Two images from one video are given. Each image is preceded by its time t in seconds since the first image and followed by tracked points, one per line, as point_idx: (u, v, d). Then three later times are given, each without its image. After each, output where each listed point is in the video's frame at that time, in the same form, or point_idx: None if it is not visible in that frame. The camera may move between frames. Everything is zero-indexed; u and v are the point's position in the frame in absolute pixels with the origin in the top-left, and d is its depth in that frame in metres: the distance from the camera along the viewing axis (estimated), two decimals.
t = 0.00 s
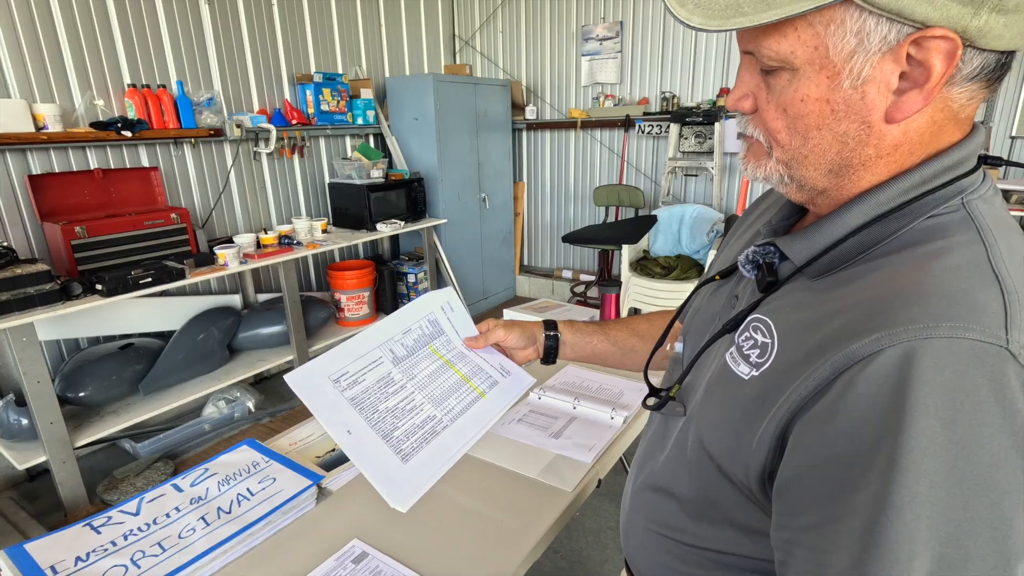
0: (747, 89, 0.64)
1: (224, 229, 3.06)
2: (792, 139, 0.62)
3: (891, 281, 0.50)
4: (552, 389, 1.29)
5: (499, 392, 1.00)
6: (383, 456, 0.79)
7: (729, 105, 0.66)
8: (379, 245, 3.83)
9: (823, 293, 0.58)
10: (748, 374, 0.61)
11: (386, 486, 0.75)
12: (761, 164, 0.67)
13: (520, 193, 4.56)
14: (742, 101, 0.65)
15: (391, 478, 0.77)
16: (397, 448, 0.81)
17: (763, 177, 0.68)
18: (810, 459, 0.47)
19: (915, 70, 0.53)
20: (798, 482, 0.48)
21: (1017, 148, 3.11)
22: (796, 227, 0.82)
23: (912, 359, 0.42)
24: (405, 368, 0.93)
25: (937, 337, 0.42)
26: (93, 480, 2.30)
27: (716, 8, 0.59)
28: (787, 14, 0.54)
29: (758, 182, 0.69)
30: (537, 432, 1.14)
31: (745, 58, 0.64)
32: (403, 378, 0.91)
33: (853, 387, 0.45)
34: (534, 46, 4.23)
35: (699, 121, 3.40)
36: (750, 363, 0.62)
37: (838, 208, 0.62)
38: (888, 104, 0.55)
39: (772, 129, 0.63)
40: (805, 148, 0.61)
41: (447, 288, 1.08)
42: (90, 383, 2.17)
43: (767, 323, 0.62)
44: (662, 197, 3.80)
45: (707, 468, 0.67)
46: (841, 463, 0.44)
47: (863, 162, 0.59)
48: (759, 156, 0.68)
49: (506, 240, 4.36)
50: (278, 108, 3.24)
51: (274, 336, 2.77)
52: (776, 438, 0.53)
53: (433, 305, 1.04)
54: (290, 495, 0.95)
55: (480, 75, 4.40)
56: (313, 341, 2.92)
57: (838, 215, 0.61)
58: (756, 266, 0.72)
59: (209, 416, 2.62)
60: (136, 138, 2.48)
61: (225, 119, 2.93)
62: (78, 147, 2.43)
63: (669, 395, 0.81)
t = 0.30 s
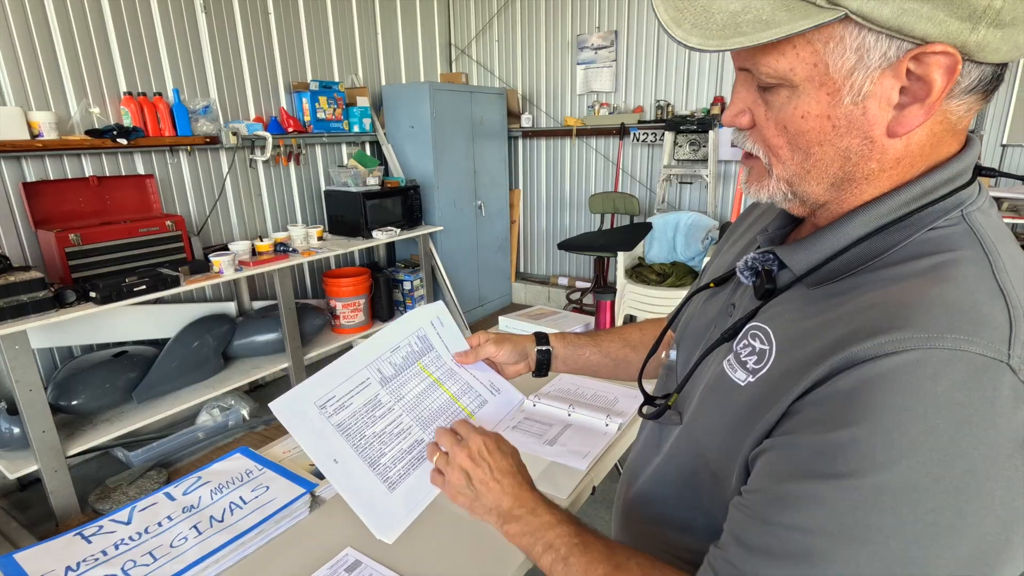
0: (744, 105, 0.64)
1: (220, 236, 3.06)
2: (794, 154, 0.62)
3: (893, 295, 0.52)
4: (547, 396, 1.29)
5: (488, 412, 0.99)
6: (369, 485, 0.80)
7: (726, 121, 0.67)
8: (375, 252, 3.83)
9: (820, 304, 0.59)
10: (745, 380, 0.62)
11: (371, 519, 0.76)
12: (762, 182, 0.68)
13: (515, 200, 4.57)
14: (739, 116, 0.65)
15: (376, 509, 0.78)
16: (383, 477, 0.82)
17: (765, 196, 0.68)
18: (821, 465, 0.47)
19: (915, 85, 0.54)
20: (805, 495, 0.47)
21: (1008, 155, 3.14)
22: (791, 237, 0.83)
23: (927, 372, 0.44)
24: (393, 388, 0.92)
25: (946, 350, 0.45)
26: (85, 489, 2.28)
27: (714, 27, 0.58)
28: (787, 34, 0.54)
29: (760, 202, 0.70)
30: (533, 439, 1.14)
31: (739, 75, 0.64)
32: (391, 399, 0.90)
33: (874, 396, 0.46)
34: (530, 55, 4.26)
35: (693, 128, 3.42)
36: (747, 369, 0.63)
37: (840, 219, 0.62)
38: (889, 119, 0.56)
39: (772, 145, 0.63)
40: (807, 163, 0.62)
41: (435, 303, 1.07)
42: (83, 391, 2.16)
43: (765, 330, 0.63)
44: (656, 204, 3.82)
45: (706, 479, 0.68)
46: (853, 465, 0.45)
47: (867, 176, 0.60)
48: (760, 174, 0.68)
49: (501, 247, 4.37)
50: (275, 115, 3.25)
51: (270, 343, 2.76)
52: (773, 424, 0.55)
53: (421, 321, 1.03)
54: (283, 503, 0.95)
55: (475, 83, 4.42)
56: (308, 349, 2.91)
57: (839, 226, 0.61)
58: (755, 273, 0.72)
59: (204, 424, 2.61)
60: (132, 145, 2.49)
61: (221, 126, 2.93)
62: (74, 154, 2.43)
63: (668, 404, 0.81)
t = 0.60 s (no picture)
0: (743, 111, 0.64)
1: (216, 242, 3.06)
2: (790, 162, 0.62)
3: (880, 298, 0.53)
4: (543, 403, 1.29)
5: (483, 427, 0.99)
6: (360, 501, 0.80)
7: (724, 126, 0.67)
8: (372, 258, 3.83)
9: (806, 303, 0.60)
10: (725, 375, 0.64)
11: (361, 535, 0.77)
12: (758, 188, 0.68)
13: (512, 207, 4.58)
14: (738, 122, 0.65)
15: (366, 526, 0.78)
16: (375, 492, 0.82)
17: (760, 202, 0.69)
18: (775, 427, 0.50)
19: (912, 97, 0.55)
20: (754, 452, 0.50)
21: (1001, 162, 3.17)
22: (789, 243, 0.83)
23: (891, 365, 0.46)
24: (388, 402, 0.91)
25: (909, 346, 0.46)
26: (79, 497, 2.26)
27: (715, 33, 0.58)
28: (787, 42, 0.55)
29: (754, 207, 0.70)
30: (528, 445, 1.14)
31: (738, 80, 0.64)
32: (386, 413, 0.90)
33: (836, 380, 0.47)
34: (526, 62, 4.29)
35: (689, 135, 3.44)
36: (728, 364, 0.64)
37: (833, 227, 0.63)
38: (885, 130, 0.57)
39: (768, 152, 0.64)
40: (803, 170, 0.62)
41: (434, 314, 1.05)
42: (78, 399, 2.15)
43: (750, 329, 0.64)
44: (653, 211, 3.83)
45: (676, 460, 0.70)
46: (801, 432, 0.48)
47: (861, 186, 0.61)
48: (755, 179, 0.68)
49: (498, 253, 4.37)
50: (272, 122, 3.25)
51: (267, 350, 2.75)
52: (750, 389, 0.58)
53: (418, 332, 1.01)
54: (278, 511, 0.94)
55: (472, 90, 4.44)
56: (304, 355, 2.91)
57: (831, 234, 0.62)
58: (749, 275, 0.73)
59: (199, 431, 2.60)
60: (129, 151, 2.49)
61: (218, 133, 2.94)
62: (70, 161, 2.43)
63: (659, 403, 0.81)
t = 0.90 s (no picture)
0: (735, 118, 0.65)
1: (213, 248, 3.05)
2: (781, 168, 0.63)
3: (878, 302, 0.53)
4: (542, 408, 1.29)
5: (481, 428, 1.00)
6: (363, 499, 0.80)
7: (717, 132, 0.67)
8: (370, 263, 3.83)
9: (805, 308, 0.60)
10: (725, 382, 0.64)
11: (361, 531, 0.76)
12: (752, 195, 0.69)
13: (510, 212, 4.59)
14: (731, 128, 0.65)
15: (369, 523, 0.78)
16: (377, 490, 0.82)
17: (755, 213, 0.69)
18: (776, 434, 0.49)
19: (901, 104, 0.55)
20: (752, 457, 0.50)
21: (995, 167, 3.19)
22: (785, 250, 0.83)
23: (890, 370, 0.46)
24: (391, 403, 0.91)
25: (908, 350, 0.46)
26: (74, 505, 2.24)
27: (707, 40, 0.59)
28: (776, 49, 0.55)
29: (750, 218, 0.71)
30: (528, 450, 1.13)
31: (731, 87, 0.64)
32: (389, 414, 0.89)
33: (836, 384, 0.47)
34: (524, 68, 4.31)
35: (686, 141, 3.45)
36: (728, 371, 0.64)
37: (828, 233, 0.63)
38: (874, 136, 0.57)
39: (761, 158, 0.64)
40: (794, 177, 0.62)
41: (436, 316, 1.06)
42: (74, 405, 2.14)
43: (749, 335, 0.64)
44: (650, 216, 3.84)
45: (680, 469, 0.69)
46: (806, 438, 0.47)
47: (852, 192, 0.61)
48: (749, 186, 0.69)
49: (496, 259, 4.37)
50: (269, 128, 3.25)
51: (264, 356, 2.74)
52: (750, 396, 0.58)
53: (421, 334, 1.01)
54: (275, 518, 0.93)
55: (470, 96, 4.45)
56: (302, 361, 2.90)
57: (826, 241, 0.62)
58: (746, 283, 0.73)
59: (195, 438, 2.59)
60: (126, 157, 2.48)
61: (216, 139, 2.94)
62: (67, 166, 2.43)
63: (659, 411, 0.81)
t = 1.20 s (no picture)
0: (732, 118, 0.65)
1: (211, 252, 3.04)
2: (776, 167, 0.63)
3: (876, 307, 0.53)
4: (540, 413, 1.29)
5: (478, 429, 0.96)
6: (353, 494, 0.76)
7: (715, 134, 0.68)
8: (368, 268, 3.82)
9: (805, 317, 0.60)
10: (730, 396, 0.63)
11: (350, 525, 0.72)
12: (748, 195, 0.69)
13: (508, 216, 4.59)
14: (727, 130, 0.66)
15: (360, 518, 0.73)
16: (369, 485, 0.78)
17: (751, 210, 0.69)
18: (791, 471, 0.49)
19: (892, 102, 0.55)
20: (774, 504, 0.49)
21: (991, 172, 3.20)
22: (783, 254, 0.83)
23: (897, 384, 0.45)
24: (385, 401, 0.90)
25: (911, 360, 0.46)
26: (69, 511, 2.23)
27: (701, 40, 0.60)
28: (767, 48, 0.56)
29: (746, 212, 0.71)
30: (526, 457, 1.13)
31: (726, 88, 0.65)
32: (383, 411, 0.88)
33: (844, 400, 0.47)
34: (522, 73, 4.32)
35: (684, 146, 3.46)
36: (732, 385, 0.64)
37: (826, 236, 0.63)
38: (867, 134, 0.57)
39: (756, 158, 0.64)
40: (789, 177, 0.62)
41: (432, 319, 1.07)
42: (69, 410, 2.13)
43: (749, 346, 0.64)
44: (648, 221, 3.84)
45: (691, 488, 0.69)
46: (819, 472, 0.47)
47: (846, 192, 0.61)
48: (746, 186, 0.69)
49: (494, 263, 4.37)
50: (268, 132, 3.25)
51: (260, 360, 2.74)
52: (757, 430, 0.57)
53: (417, 335, 1.02)
54: (271, 525, 0.93)
55: (468, 101, 4.46)
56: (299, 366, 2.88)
57: (822, 245, 0.62)
58: (743, 289, 0.73)
59: (192, 443, 2.58)
60: (124, 161, 2.48)
61: (213, 143, 2.94)
62: (64, 170, 2.42)
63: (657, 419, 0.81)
